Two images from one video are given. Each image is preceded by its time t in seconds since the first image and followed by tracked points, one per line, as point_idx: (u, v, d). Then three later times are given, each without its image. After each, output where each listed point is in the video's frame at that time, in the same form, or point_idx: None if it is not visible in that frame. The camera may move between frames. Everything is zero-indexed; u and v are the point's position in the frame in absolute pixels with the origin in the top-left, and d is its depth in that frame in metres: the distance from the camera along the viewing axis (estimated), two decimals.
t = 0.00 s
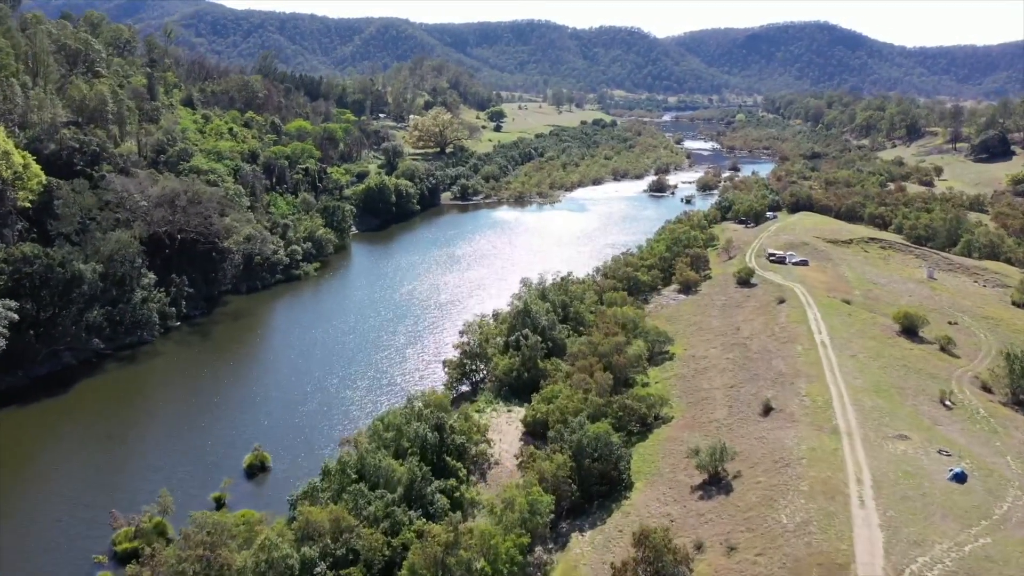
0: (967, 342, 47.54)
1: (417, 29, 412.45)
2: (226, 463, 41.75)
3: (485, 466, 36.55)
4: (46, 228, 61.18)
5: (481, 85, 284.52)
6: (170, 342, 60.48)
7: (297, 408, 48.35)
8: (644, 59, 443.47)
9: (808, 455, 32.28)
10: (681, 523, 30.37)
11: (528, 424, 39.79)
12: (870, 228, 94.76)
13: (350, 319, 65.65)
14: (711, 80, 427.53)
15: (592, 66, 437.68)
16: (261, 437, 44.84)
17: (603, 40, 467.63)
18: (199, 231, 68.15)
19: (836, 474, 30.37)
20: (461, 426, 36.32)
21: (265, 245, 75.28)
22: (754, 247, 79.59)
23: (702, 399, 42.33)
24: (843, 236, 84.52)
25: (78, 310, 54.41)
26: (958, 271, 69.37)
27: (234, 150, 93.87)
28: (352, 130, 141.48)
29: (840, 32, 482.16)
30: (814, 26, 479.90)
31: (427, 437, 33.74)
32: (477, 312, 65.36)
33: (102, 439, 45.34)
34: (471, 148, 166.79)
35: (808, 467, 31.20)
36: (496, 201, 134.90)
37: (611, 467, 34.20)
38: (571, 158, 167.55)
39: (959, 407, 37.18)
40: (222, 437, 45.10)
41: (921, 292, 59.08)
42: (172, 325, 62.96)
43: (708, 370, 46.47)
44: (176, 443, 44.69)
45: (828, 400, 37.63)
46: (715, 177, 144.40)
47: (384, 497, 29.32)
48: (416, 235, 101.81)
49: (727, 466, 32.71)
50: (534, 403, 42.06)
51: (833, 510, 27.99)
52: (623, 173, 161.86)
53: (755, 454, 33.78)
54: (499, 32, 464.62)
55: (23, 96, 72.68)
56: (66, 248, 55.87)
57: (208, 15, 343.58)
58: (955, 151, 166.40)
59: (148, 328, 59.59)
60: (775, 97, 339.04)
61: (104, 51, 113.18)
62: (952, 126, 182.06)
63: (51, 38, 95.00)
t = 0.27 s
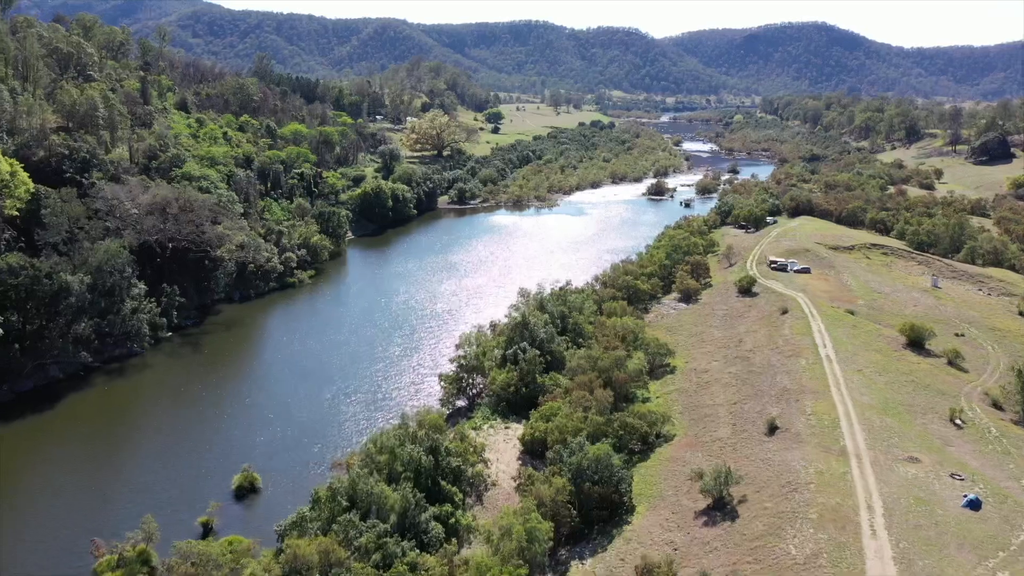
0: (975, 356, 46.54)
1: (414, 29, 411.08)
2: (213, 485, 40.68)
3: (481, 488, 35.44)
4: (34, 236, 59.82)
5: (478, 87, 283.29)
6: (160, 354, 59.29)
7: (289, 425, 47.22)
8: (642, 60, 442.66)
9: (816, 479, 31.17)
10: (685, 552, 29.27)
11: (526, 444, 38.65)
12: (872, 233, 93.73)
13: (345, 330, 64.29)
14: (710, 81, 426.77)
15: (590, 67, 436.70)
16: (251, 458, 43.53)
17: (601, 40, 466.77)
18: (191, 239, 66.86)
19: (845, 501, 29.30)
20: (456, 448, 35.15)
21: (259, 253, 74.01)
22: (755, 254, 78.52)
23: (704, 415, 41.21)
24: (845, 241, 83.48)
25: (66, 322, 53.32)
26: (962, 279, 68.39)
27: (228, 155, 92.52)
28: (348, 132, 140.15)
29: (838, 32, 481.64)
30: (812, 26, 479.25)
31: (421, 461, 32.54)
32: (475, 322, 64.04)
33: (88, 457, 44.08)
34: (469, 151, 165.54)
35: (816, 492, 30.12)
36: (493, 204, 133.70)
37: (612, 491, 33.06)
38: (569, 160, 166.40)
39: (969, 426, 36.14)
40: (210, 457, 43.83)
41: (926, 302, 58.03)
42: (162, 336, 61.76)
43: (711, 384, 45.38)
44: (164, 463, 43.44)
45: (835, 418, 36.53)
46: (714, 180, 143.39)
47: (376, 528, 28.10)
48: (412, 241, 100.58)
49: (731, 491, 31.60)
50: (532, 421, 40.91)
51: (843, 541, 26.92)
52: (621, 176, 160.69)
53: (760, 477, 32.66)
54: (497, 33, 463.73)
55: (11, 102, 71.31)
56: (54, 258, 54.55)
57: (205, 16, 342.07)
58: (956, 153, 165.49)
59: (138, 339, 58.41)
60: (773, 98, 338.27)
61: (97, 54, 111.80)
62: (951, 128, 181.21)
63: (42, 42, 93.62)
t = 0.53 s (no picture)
0: (983, 370, 45.50)
1: (412, 30, 409.83)
2: (200, 510, 39.38)
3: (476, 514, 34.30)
4: (22, 245, 58.54)
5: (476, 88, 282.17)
6: (150, 367, 58.03)
7: (281, 443, 45.86)
8: (640, 61, 441.86)
9: (826, 506, 30.04)
10: None
11: (523, 465, 37.53)
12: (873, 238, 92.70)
13: (341, 341, 62.94)
14: (708, 81, 426.08)
15: (588, 67, 435.87)
16: (242, 479, 42.19)
17: (599, 41, 465.83)
18: (182, 248, 65.56)
19: (856, 529, 28.19)
20: (452, 471, 33.97)
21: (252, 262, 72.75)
22: (755, 261, 77.44)
23: (707, 434, 40.02)
24: (846, 247, 82.42)
25: (52, 334, 51.91)
26: (966, 287, 67.43)
27: (221, 160, 91.19)
28: (344, 135, 138.84)
29: (836, 33, 481.39)
30: (810, 27, 478.72)
31: (415, 487, 31.32)
32: (472, 334, 62.73)
33: (74, 477, 42.73)
34: (466, 153, 164.30)
35: (825, 520, 29.03)
36: (491, 208, 132.56)
37: (613, 517, 31.91)
38: (568, 163, 165.27)
39: (981, 447, 35.08)
40: (200, 478, 42.48)
41: (932, 313, 56.97)
42: (153, 348, 60.45)
43: (713, 399, 44.28)
44: (152, 484, 42.07)
45: (842, 438, 35.42)
46: (713, 184, 142.45)
47: (367, 561, 26.93)
48: (409, 247, 99.25)
49: (735, 518, 30.51)
50: (530, 439, 39.71)
51: (855, 574, 25.83)
52: (620, 179, 159.57)
53: (766, 502, 31.51)
54: (495, 34, 462.83)
55: None
56: (40, 269, 53.24)
57: (202, 15, 341.10)
58: (956, 156, 164.64)
59: (127, 352, 57.12)
60: (771, 99, 337.69)
61: (90, 58, 110.40)
62: (951, 130, 180.42)
63: (33, 45, 92.21)
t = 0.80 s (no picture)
0: (992, 384, 44.56)
1: (410, 30, 408.65)
2: (187, 535, 38.19)
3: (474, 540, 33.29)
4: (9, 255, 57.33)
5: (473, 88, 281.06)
6: (141, 379, 56.87)
7: (273, 459, 44.82)
8: (638, 62, 441.02)
9: (835, 534, 29.07)
10: None
11: (522, 486, 36.52)
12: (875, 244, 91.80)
13: (336, 351, 61.83)
14: (706, 82, 425.28)
15: (585, 68, 435.13)
16: (230, 500, 40.92)
17: (597, 41, 464.80)
18: (173, 257, 64.34)
19: (867, 560, 27.23)
20: (448, 496, 32.91)
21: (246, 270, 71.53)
22: (757, 268, 76.41)
23: (710, 452, 38.98)
24: (848, 253, 81.47)
25: (38, 348, 50.71)
26: (970, 295, 66.52)
27: (215, 165, 89.88)
28: (340, 138, 137.59)
29: (834, 33, 481.12)
30: (808, 27, 478.24)
31: (409, 514, 30.25)
32: (469, 345, 61.64)
33: (59, 497, 41.61)
34: (464, 156, 163.10)
35: (835, 551, 28.05)
36: (488, 212, 131.44)
37: (614, 543, 30.85)
38: (566, 166, 164.19)
39: (993, 468, 34.13)
40: (189, 498, 41.45)
41: (938, 323, 56.02)
42: (143, 359, 59.23)
43: (716, 414, 43.22)
44: (139, 505, 40.91)
45: (850, 459, 34.42)
46: (712, 187, 141.44)
47: None
48: (405, 253, 98.09)
49: (741, 546, 29.47)
50: (528, 458, 38.64)
51: None
52: (618, 182, 158.39)
53: (773, 528, 30.51)
54: (493, 34, 461.67)
55: None
56: (26, 280, 52.04)
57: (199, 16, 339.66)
58: (956, 158, 163.96)
59: (116, 364, 55.92)
60: (770, 99, 337.04)
61: (82, 60, 108.99)
62: (951, 132, 179.76)
63: (23, 49, 90.85)
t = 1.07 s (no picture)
0: (1001, 399, 43.57)
1: (408, 31, 407.34)
2: (173, 562, 36.94)
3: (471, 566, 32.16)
4: None
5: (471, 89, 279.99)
6: (131, 392, 55.67)
7: (266, 477, 43.76)
8: (636, 63, 440.21)
9: (846, 562, 28.06)
10: None
11: (521, 507, 35.50)
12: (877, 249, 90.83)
13: (331, 362, 60.69)
14: (704, 83, 424.52)
15: (584, 68, 434.34)
16: (218, 525, 39.64)
17: (594, 42, 463.85)
18: (164, 266, 63.06)
19: None
20: (444, 521, 31.77)
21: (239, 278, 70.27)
22: (758, 275, 75.38)
23: (714, 471, 37.91)
24: (850, 260, 80.48)
25: (24, 361, 49.45)
26: (975, 303, 65.60)
27: (208, 171, 88.58)
28: (336, 142, 136.34)
29: (832, 34, 480.80)
30: (806, 28, 477.70)
31: (403, 543, 29.10)
32: (467, 356, 60.51)
33: (45, 519, 40.40)
34: (461, 159, 161.88)
35: None
36: (486, 216, 130.27)
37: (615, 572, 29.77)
38: (564, 168, 163.05)
39: (1006, 490, 33.15)
40: (180, 519, 40.38)
41: (944, 334, 55.03)
42: (133, 371, 57.98)
43: (719, 430, 42.16)
44: (125, 529, 39.68)
45: (859, 481, 33.37)
46: (711, 190, 140.39)
47: None
48: (402, 259, 96.87)
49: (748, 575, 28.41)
50: (527, 479, 37.55)
51: None
52: (617, 185, 157.20)
53: (781, 555, 29.48)
54: (491, 35, 460.62)
55: None
56: (13, 292, 50.83)
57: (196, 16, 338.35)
58: (956, 160, 163.12)
59: (106, 377, 54.69)
60: (768, 100, 336.29)
61: (75, 64, 107.59)
62: (951, 134, 178.96)
63: (14, 53, 89.52)
